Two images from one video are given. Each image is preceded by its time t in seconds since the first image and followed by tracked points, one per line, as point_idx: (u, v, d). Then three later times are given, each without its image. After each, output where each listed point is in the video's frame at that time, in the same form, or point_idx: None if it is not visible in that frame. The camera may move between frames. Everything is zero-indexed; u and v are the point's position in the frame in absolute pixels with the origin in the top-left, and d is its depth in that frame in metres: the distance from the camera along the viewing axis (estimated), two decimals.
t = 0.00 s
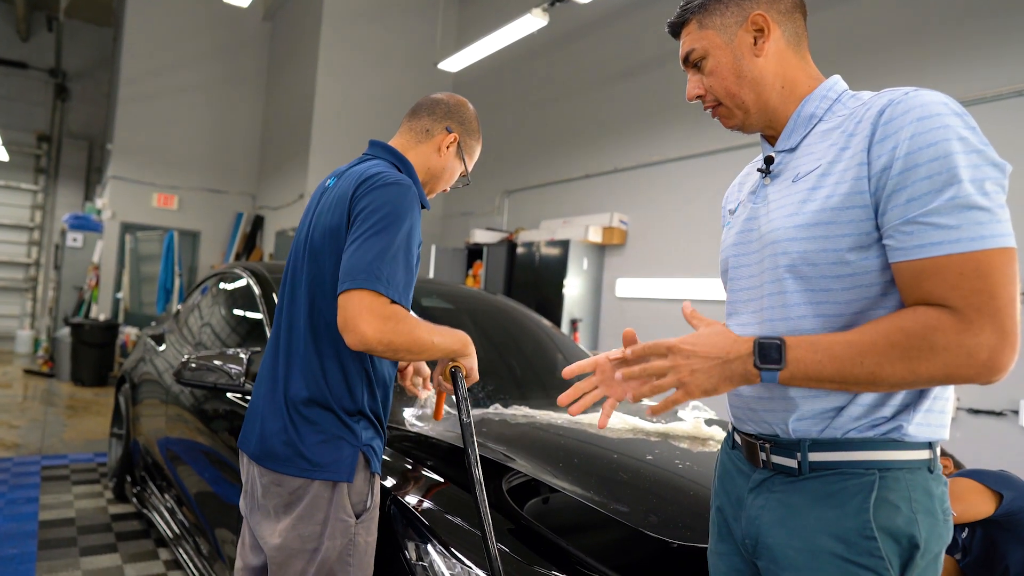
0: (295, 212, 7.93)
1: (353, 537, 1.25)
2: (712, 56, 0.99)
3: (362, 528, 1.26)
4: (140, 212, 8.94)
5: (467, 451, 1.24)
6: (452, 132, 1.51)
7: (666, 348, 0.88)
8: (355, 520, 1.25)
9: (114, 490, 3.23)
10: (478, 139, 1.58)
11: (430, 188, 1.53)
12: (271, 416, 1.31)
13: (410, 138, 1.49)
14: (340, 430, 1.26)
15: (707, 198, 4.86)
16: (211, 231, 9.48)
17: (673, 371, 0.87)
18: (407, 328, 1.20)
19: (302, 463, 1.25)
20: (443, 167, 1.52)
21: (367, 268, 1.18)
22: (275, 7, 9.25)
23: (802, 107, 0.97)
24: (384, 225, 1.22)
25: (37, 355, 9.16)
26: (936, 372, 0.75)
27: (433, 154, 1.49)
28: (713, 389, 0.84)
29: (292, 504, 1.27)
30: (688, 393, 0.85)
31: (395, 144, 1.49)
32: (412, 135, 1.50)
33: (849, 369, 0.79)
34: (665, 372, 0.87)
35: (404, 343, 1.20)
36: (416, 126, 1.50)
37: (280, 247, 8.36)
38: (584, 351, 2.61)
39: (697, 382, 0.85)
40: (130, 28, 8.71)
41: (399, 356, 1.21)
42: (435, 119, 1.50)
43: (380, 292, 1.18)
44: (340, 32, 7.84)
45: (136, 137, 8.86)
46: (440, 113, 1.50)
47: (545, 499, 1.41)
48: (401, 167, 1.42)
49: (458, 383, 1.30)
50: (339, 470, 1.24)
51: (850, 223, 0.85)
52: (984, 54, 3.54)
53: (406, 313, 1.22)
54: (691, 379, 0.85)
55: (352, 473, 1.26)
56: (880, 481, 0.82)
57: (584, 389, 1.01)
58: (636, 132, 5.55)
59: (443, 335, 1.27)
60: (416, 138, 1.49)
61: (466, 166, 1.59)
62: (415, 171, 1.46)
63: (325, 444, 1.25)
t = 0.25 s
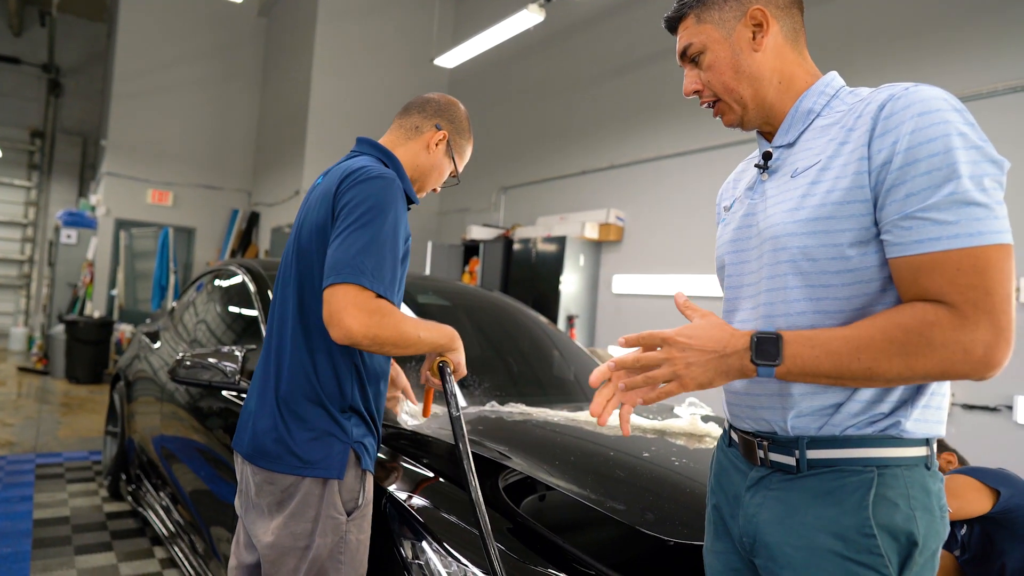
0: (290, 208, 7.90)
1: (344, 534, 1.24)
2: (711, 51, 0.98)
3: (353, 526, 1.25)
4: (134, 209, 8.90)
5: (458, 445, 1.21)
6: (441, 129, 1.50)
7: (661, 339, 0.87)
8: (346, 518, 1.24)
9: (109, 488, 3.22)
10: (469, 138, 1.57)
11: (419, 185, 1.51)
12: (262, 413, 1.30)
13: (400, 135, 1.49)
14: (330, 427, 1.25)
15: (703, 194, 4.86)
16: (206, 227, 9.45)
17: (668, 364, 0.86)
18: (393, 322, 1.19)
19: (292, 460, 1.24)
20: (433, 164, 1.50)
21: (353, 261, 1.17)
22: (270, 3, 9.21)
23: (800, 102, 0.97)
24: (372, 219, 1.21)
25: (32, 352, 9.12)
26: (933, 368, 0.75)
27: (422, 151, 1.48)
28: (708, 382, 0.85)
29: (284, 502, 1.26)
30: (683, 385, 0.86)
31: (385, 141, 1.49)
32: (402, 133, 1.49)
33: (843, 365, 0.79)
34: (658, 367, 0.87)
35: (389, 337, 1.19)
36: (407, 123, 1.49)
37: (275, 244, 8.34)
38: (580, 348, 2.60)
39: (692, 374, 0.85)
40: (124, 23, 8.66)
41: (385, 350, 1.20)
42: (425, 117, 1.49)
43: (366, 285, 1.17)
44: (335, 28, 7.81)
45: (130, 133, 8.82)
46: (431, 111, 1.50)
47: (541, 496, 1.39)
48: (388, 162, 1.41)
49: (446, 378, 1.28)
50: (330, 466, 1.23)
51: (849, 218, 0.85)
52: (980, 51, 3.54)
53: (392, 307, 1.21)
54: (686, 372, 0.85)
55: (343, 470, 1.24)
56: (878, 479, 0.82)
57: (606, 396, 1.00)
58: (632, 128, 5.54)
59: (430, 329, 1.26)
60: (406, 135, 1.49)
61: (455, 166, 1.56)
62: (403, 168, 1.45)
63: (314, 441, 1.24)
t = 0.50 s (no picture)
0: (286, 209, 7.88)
1: (327, 540, 1.22)
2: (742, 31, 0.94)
3: (336, 532, 1.23)
4: (129, 209, 8.85)
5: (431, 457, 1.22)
6: (422, 130, 1.49)
7: (663, 377, 0.81)
8: (329, 524, 1.23)
9: (102, 491, 3.20)
10: (452, 140, 1.56)
11: (402, 187, 1.49)
12: (246, 418, 1.30)
13: (380, 138, 1.48)
14: (311, 432, 1.24)
15: (699, 195, 4.86)
16: (202, 227, 9.41)
17: (676, 403, 0.80)
18: (360, 326, 1.18)
19: (273, 465, 1.23)
20: (414, 166, 1.49)
21: (318, 266, 1.17)
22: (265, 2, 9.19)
23: (793, 107, 0.96)
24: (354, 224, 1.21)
25: (26, 353, 9.08)
26: (942, 377, 0.73)
27: (403, 153, 1.47)
28: (719, 418, 0.79)
29: (267, 508, 1.26)
30: (696, 423, 0.79)
31: (365, 144, 1.48)
32: (382, 135, 1.48)
33: (855, 380, 0.76)
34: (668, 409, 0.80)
35: (358, 340, 1.17)
36: (387, 125, 1.49)
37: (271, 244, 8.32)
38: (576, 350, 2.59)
39: (704, 412, 0.79)
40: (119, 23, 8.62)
41: (354, 355, 1.19)
42: (405, 118, 1.48)
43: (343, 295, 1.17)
44: (330, 27, 7.78)
45: (125, 133, 8.77)
46: (410, 112, 1.49)
47: (536, 500, 1.36)
48: (367, 165, 1.40)
49: (419, 387, 1.29)
50: (311, 473, 1.22)
51: (848, 223, 0.84)
52: (975, 51, 3.54)
53: (362, 312, 1.19)
54: (697, 409, 0.79)
55: (324, 475, 1.23)
56: (872, 486, 0.81)
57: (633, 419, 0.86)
58: (628, 129, 5.54)
59: (401, 335, 1.24)
60: (386, 137, 1.48)
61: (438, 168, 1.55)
62: (383, 171, 1.43)
63: (294, 446, 1.23)
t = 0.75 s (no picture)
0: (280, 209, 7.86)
1: (313, 547, 1.22)
2: (769, 21, 0.96)
3: (323, 538, 1.23)
4: (123, 209, 8.81)
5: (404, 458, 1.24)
6: (405, 128, 1.48)
7: (671, 359, 0.79)
8: (316, 529, 1.22)
9: (93, 493, 3.18)
10: (437, 139, 1.55)
11: (387, 186, 1.48)
12: (232, 422, 1.29)
13: (363, 137, 1.47)
14: (297, 437, 1.24)
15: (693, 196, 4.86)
16: (196, 227, 9.38)
17: (679, 384, 0.80)
18: (341, 330, 1.17)
19: (259, 471, 1.22)
20: (399, 165, 1.48)
21: (298, 270, 1.16)
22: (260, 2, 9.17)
23: (788, 109, 0.95)
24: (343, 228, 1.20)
25: (18, 353, 9.03)
26: (948, 377, 0.72)
27: (387, 152, 1.46)
28: (721, 401, 0.80)
29: (253, 513, 1.25)
30: (694, 406, 0.80)
31: (348, 144, 1.47)
32: (366, 134, 1.47)
33: (867, 376, 0.75)
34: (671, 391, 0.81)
35: (338, 347, 1.16)
36: (371, 124, 1.48)
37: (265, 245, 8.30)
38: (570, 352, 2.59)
39: (706, 398, 0.80)
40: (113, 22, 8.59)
41: (334, 361, 1.18)
42: (389, 116, 1.48)
43: (332, 301, 1.17)
44: (325, 27, 7.76)
45: (118, 133, 8.73)
46: (394, 111, 1.48)
47: (526, 504, 1.34)
48: (350, 164, 1.39)
49: (399, 392, 1.29)
50: (297, 478, 1.21)
51: (850, 226, 0.83)
52: (968, 53, 3.54)
53: (342, 317, 1.18)
54: (699, 394, 0.80)
55: (310, 481, 1.22)
56: (876, 491, 0.81)
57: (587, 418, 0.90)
58: (623, 130, 5.54)
59: (382, 341, 1.23)
60: (370, 136, 1.47)
61: (422, 168, 1.54)
62: (367, 170, 1.43)
63: (280, 451, 1.22)
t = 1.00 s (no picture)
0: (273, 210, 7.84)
1: (308, 551, 1.22)
2: (754, 29, 0.96)
3: (317, 543, 1.23)
4: (114, 210, 8.77)
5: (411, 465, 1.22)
6: (394, 128, 1.48)
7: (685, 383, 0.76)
8: (309, 535, 1.22)
9: (85, 497, 3.17)
10: (428, 136, 1.55)
11: (376, 186, 1.49)
12: (223, 428, 1.28)
13: (352, 137, 1.47)
14: (290, 442, 1.24)
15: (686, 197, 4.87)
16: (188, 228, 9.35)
17: (694, 408, 0.77)
18: (338, 341, 1.17)
19: (252, 477, 1.22)
20: (389, 165, 1.48)
21: (294, 279, 1.16)
22: (252, 2, 9.14)
23: (778, 115, 0.96)
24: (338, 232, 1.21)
25: (9, 356, 8.98)
26: (954, 379, 0.74)
27: (377, 152, 1.46)
28: (739, 421, 0.78)
29: (246, 520, 1.24)
30: (712, 429, 0.78)
31: (337, 144, 1.47)
32: (355, 134, 1.47)
33: (883, 385, 0.75)
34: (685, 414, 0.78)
35: (334, 356, 1.17)
36: (360, 124, 1.48)
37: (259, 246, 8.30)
38: (564, 353, 2.59)
39: (724, 419, 0.77)
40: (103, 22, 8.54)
41: (329, 369, 1.18)
42: (378, 116, 1.47)
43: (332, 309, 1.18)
44: (317, 28, 7.74)
45: (109, 134, 8.69)
46: (383, 110, 1.48)
47: (521, 505, 1.35)
48: (341, 166, 1.39)
49: (400, 399, 1.27)
50: (290, 483, 1.22)
51: (853, 230, 0.83)
52: (958, 53, 3.55)
53: (338, 325, 1.19)
54: (717, 416, 0.77)
55: (303, 486, 1.23)
56: (884, 492, 0.82)
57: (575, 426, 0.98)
58: (615, 131, 5.55)
59: (380, 348, 1.23)
60: (360, 136, 1.47)
61: (413, 167, 1.54)
62: (357, 170, 1.43)
63: (274, 457, 1.23)
